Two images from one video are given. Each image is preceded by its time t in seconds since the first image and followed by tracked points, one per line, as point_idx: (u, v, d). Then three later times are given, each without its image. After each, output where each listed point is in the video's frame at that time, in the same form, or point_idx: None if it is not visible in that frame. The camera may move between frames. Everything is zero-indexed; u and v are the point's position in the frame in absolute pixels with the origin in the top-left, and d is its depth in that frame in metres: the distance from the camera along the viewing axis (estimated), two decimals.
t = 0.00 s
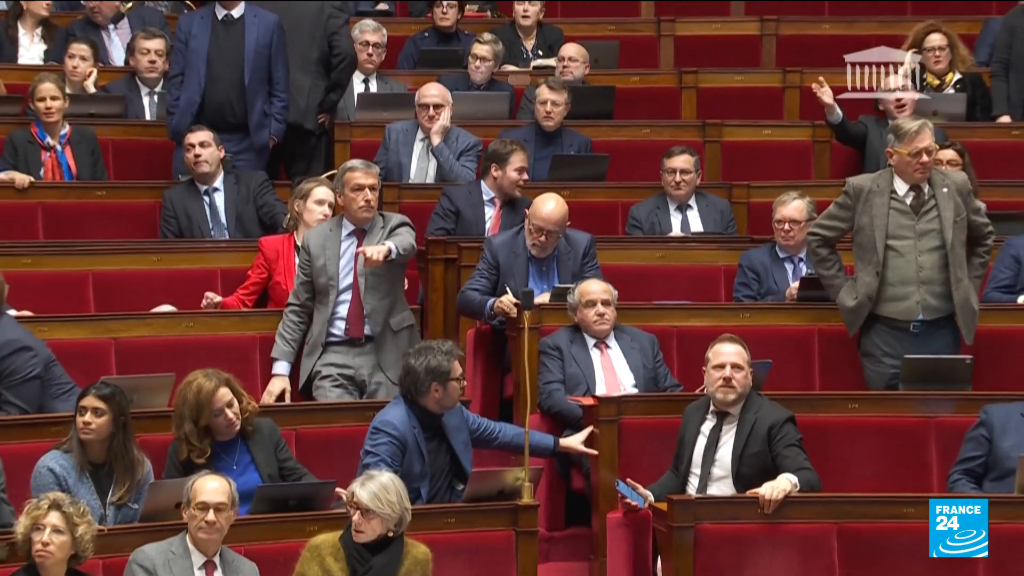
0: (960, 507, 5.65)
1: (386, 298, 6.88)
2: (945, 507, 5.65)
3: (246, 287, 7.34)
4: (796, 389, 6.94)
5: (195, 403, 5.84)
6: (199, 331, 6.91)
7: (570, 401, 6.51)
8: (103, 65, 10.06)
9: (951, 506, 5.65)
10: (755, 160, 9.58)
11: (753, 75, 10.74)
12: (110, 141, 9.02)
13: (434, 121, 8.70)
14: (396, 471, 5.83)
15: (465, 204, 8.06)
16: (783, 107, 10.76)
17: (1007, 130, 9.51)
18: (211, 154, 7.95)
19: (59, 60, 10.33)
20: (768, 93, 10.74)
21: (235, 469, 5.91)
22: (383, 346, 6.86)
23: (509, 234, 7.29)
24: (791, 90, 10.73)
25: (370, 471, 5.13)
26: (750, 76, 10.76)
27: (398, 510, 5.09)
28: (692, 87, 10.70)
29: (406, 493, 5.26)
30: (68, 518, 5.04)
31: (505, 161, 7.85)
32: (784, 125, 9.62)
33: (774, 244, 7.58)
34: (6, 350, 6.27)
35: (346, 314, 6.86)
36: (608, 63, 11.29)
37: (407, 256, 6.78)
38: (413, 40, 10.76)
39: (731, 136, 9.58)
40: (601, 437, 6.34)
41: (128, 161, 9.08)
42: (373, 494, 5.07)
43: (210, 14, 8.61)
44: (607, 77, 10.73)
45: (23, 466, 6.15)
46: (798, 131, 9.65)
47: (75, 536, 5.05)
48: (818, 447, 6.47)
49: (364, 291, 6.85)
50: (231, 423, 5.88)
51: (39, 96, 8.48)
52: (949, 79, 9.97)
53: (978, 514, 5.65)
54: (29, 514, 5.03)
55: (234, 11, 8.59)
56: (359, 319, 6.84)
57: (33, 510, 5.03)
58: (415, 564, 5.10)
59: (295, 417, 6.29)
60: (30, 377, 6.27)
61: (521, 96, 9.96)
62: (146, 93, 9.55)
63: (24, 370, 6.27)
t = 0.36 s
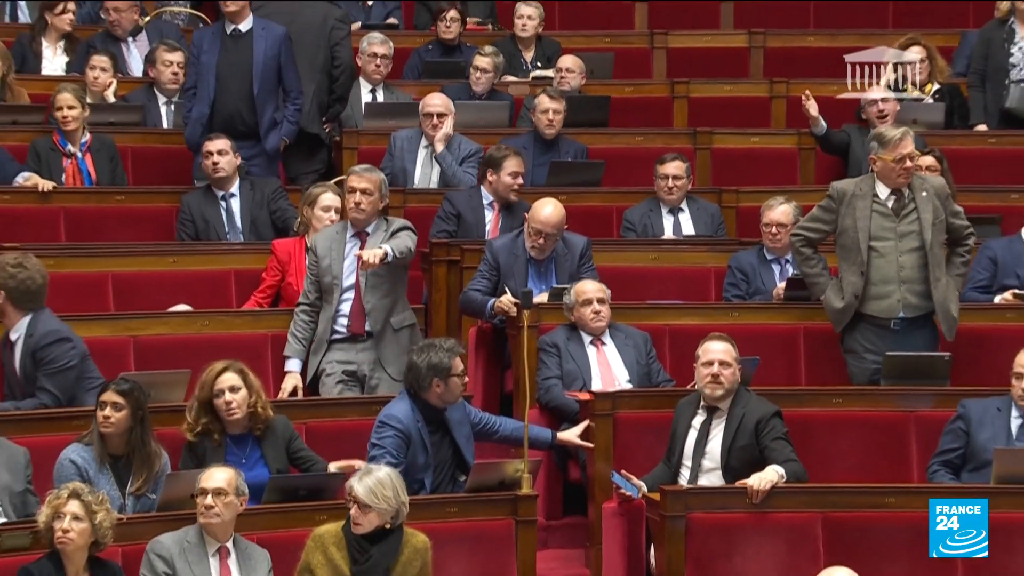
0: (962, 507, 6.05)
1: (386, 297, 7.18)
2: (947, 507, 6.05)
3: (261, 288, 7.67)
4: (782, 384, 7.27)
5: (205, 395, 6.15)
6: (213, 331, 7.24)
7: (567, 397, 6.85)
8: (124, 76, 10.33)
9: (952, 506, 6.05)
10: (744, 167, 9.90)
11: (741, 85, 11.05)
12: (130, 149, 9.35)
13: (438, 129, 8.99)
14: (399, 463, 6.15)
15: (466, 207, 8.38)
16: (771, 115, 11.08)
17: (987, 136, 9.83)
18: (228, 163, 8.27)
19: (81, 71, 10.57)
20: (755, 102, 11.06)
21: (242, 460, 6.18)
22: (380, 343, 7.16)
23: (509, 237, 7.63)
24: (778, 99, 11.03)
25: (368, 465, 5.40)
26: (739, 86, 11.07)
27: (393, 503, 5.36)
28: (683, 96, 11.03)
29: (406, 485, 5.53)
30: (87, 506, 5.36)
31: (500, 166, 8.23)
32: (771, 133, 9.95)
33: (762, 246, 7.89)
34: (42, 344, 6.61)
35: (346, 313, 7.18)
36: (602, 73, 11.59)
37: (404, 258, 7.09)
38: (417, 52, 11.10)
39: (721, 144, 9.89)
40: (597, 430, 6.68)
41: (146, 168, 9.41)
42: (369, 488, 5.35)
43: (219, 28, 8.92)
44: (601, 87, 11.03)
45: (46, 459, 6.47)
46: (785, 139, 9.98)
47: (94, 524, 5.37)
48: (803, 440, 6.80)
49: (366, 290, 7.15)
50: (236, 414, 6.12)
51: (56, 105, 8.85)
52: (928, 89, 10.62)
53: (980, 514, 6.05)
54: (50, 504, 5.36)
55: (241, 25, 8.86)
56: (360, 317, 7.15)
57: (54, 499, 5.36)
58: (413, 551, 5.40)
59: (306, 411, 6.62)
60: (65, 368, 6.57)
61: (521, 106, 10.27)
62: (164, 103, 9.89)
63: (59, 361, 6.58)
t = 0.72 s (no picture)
0: (962, 509, 6.46)
1: (391, 297, 7.52)
2: (947, 510, 6.46)
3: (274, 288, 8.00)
4: (769, 380, 7.60)
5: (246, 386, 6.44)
6: (227, 329, 7.57)
7: (564, 392, 7.17)
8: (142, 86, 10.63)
9: (952, 508, 6.46)
10: (734, 173, 10.21)
11: (730, 95, 11.37)
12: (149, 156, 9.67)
13: (441, 136, 9.32)
14: (393, 455, 6.47)
15: (466, 211, 8.73)
16: (760, 121, 11.42)
17: (966, 143, 10.16)
18: (241, 169, 8.60)
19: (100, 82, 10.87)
20: (744, 112, 11.39)
21: (265, 454, 6.41)
22: (386, 342, 7.49)
23: (510, 239, 7.97)
24: (766, 108, 11.39)
25: (356, 462, 5.78)
26: (729, 95, 11.39)
27: (380, 496, 5.74)
28: (676, 105, 11.37)
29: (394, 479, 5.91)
30: (105, 497, 5.66)
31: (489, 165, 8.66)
32: (760, 140, 10.26)
33: (752, 248, 8.20)
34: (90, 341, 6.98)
35: (354, 311, 7.52)
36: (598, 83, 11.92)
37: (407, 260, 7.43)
38: (420, 63, 11.42)
39: (713, 151, 10.21)
40: (593, 424, 7.02)
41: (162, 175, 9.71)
42: (358, 483, 5.72)
43: (233, 41, 9.21)
44: (597, 96, 11.34)
45: (67, 452, 6.80)
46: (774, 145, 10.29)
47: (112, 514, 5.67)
48: (790, 433, 7.12)
49: (372, 291, 7.49)
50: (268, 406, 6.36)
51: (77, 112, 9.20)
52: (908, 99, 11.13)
53: (980, 516, 6.46)
54: (70, 495, 5.67)
55: (254, 37, 9.16)
56: (366, 316, 7.49)
57: (75, 490, 5.67)
58: (405, 541, 5.79)
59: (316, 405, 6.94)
60: (113, 367, 6.97)
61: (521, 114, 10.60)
62: (180, 112, 10.18)
63: (107, 361, 6.96)
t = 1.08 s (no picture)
0: (962, 507, 6.94)
1: (396, 297, 7.90)
2: (946, 508, 6.94)
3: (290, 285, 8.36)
4: (758, 375, 7.97)
5: (280, 383, 6.79)
6: (242, 328, 7.93)
7: (561, 388, 7.56)
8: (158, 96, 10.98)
9: (952, 507, 6.94)
10: (725, 179, 10.56)
11: (721, 104, 11.72)
12: (167, 163, 10.02)
13: (443, 144, 9.69)
14: (373, 449, 6.85)
15: (465, 216, 9.08)
16: (749, 130, 11.74)
17: (943, 150, 10.48)
18: (260, 173, 9.00)
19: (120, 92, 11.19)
20: (732, 120, 11.74)
21: (290, 450, 6.77)
22: (392, 340, 7.87)
23: (509, 242, 8.33)
24: (754, 118, 11.69)
25: (355, 454, 6.20)
26: (720, 105, 11.74)
27: (377, 486, 6.15)
28: (668, 115, 11.72)
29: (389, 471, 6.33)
30: (128, 488, 5.99)
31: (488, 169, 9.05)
32: (750, 147, 10.62)
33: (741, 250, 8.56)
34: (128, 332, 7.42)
35: (361, 309, 7.89)
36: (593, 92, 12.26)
37: (411, 262, 7.82)
38: (425, 73, 11.78)
39: (703, 157, 10.55)
40: (589, 417, 7.37)
41: (178, 180, 10.06)
42: (357, 475, 6.14)
43: (249, 54, 9.61)
44: (594, 106, 11.68)
45: (88, 446, 7.15)
46: (762, 152, 10.65)
47: (135, 503, 6.00)
48: (776, 426, 7.48)
49: (379, 290, 7.87)
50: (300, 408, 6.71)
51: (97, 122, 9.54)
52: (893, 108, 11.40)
53: (980, 513, 6.94)
54: (95, 486, 5.98)
55: (267, 49, 9.55)
56: (373, 315, 7.87)
57: (98, 481, 5.98)
58: (403, 529, 6.22)
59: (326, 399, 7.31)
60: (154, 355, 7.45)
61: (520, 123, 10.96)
62: (195, 120, 10.54)
63: (148, 348, 7.41)
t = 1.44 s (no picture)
0: (962, 509, 7.28)
1: (401, 298, 8.26)
2: (948, 508, 7.28)
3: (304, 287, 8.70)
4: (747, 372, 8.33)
5: (298, 382, 7.14)
6: (255, 326, 8.30)
7: (559, 384, 7.93)
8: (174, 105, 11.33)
9: (952, 507, 7.27)
10: (715, 184, 10.91)
11: (711, 113, 12.07)
12: (183, 169, 10.39)
13: (447, 150, 10.05)
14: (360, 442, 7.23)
15: (467, 219, 9.43)
16: (737, 138, 12.13)
17: (923, 156, 10.84)
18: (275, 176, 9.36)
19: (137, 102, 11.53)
20: (721, 128, 12.10)
21: (304, 443, 7.12)
22: (398, 339, 8.22)
23: (509, 244, 8.70)
24: (742, 126, 12.12)
25: (360, 447, 6.56)
26: (710, 114, 12.10)
27: (381, 477, 6.50)
28: (661, 123, 12.07)
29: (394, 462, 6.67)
30: (146, 479, 6.34)
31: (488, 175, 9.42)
32: (740, 155, 10.98)
33: (730, 252, 8.92)
34: (152, 328, 7.83)
35: (368, 308, 8.25)
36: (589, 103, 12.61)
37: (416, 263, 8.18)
38: (429, 83, 12.13)
39: (694, 164, 10.91)
40: (586, 411, 7.73)
41: (192, 185, 10.42)
42: (361, 466, 6.49)
43: (260, 66, 9.98)
44: (589, 114, 12.02)
45: (107, 438, 7.50)
46: (751, 159, 11.01)
47: (152, 493, 6.36)
48: (764, 420, 7.84)
49: (385, 290, 8.23)
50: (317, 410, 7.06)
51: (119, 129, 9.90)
52: (874, 116, 11.44)
53: (981, 514, 7.30)
54: (114, 477, 6.32)
55: (278, 60, 9.92)
56: (379, 313, 8.22)
57: (117, 472, 6.32)
58: (407, 518, 6.58)
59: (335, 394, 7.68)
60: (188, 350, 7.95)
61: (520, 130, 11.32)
62: (210, 129, 10.89)
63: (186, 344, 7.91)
